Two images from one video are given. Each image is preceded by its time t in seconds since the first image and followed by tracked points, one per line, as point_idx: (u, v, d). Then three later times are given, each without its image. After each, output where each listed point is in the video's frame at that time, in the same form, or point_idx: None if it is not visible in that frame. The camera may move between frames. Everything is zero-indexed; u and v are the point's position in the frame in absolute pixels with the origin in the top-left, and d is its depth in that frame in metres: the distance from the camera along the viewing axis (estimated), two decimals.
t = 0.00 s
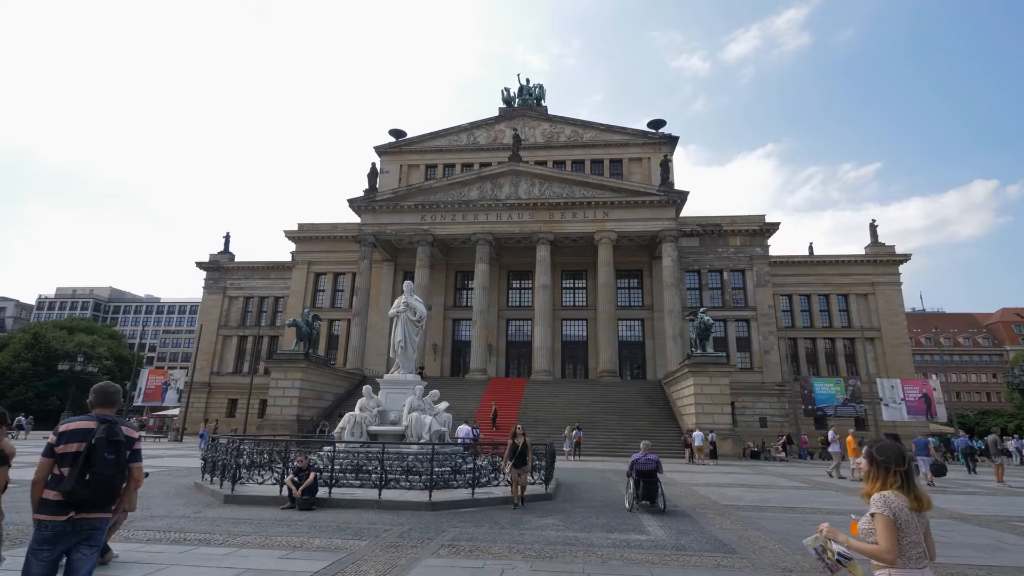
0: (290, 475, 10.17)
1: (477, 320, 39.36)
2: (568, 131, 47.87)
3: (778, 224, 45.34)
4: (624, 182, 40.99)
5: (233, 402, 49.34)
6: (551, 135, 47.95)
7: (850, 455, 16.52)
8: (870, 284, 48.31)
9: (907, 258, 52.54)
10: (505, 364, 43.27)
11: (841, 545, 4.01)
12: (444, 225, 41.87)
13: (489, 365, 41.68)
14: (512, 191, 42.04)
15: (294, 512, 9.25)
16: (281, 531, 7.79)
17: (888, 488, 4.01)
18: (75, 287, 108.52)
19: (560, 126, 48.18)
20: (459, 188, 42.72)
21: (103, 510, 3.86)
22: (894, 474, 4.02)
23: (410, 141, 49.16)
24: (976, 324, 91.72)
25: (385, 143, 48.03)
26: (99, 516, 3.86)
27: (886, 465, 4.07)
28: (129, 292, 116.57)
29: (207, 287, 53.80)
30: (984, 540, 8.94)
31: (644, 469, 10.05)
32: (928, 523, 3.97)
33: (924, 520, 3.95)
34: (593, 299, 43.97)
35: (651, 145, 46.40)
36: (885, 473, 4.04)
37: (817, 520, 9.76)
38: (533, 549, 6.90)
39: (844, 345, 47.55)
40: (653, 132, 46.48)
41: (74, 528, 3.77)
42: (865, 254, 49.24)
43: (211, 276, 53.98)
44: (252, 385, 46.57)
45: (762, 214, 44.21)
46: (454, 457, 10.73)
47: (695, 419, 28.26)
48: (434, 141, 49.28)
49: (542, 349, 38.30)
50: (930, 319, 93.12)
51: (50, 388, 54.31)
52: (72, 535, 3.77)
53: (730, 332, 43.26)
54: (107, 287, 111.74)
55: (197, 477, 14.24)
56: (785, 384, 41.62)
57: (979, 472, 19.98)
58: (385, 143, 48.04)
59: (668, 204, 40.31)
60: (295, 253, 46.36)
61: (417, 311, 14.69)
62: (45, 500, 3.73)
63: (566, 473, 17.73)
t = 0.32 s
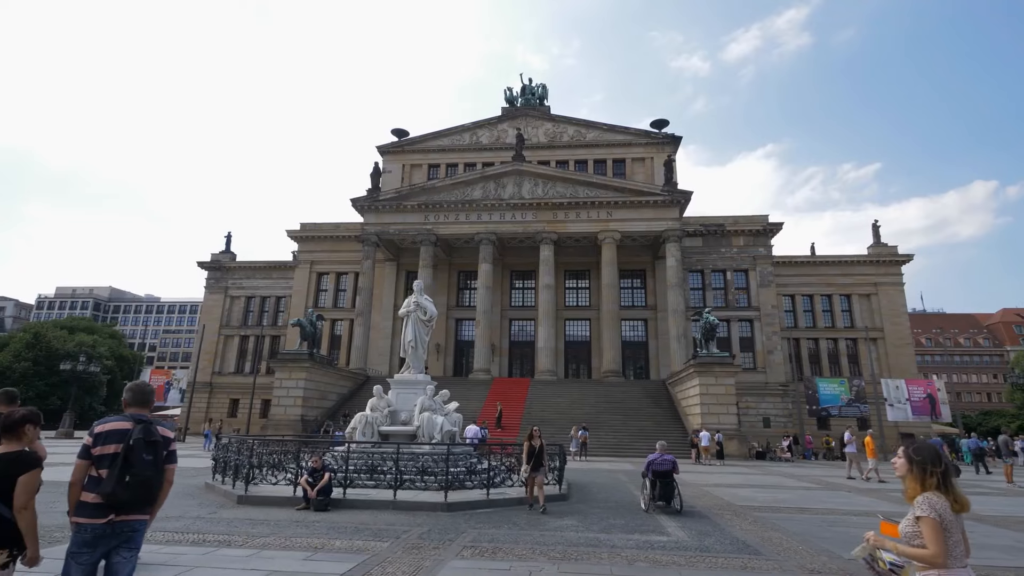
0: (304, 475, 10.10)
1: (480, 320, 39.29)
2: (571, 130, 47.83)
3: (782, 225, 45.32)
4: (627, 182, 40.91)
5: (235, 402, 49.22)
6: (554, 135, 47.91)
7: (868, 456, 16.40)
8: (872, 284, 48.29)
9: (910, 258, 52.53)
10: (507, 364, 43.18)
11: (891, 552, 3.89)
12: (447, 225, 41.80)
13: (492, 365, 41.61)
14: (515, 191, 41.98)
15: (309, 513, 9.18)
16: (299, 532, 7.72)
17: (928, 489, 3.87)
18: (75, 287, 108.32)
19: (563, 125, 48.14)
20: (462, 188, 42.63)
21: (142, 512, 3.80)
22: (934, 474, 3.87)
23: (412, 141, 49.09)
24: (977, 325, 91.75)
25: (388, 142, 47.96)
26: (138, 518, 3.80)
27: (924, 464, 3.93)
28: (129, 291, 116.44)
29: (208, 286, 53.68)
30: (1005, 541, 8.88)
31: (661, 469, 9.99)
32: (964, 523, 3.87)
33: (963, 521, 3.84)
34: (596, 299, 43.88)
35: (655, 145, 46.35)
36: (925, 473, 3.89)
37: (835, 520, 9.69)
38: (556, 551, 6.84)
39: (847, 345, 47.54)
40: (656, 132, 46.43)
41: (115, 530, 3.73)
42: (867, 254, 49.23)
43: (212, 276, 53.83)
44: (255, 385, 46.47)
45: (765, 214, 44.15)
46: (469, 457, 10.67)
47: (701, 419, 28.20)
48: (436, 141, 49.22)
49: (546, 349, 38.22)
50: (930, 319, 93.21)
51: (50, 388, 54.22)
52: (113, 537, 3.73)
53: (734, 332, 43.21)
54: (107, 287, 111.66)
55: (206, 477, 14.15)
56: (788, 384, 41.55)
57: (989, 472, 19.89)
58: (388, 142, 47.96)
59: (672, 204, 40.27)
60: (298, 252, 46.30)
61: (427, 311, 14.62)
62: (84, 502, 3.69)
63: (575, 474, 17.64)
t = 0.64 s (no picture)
0: (318, 476, 10.03)
1: (482, 319, 39.24)
2: (574, 130, 47.77)
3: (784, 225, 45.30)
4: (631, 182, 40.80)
5: (236, 401, 49.14)
6: (556, 134, 47.86)
7: (883, 457, 16.30)
8: (874, 284, 48.31)
9: (911, 258, 52.53)
10: (510, 364, 43.08)
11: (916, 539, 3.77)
12: (449, 225, 41.72)
13: (495, 365, 41.53)
14: (518, 190, 41.93)
15: (323, 514, 9.12)
16: (316, 534, 7.67)
17: (965, 490, 3.70)
18: (75, 287, 108.20)
19: (566, 125, 48.09)
20: (465, 188, 42.57)
21: (176, 515, 3.72)
22: (969, 474, 3.71)
23: (414, 140, 49.02)
24: (977, 325, 91.90)
25: (390, 142, 47.84)
26: (171, 521, 3.72)
27: (960, 464, 3.76)
28: (128, 291, 116.36)
29: (209, 286, 53.54)
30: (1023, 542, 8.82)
31: (676, 469, 9.93)
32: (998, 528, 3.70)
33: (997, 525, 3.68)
34: (599, 299, 43.82)
35: (657, 145, 46.31)
36: (961, 473, 3.73)
37: (851, 520, 9.64)
38: (579, 552, 6.79)
39: (849, 345, 47.54)
40: (659, 132, 46.39)
41: (150, 532, 3.65)
42: (869, 254, 49.22)
43: (213, 276, 53.70)
44: (257, 385, 46.40)
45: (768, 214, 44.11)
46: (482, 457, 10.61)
47: (705, 419, 28.17)
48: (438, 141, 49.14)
49: (548, 349, 38.13)
50: (930, 319, 93.28)
51: (51, 388, 54.06)
52: (147, 540, 3.65)
53: (736, 332, 43.19)
54: (107, 287, 111.59)
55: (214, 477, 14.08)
56: (791, 384, 41.54)
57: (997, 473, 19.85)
58: (390, 142, 47.84)
59: (675, 204, 40.25)
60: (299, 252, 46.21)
61: (437, 310, 14.54)
62: (117, 506, 3.60)
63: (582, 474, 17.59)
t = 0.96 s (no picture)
0: (333, 477, 9.94)
1: (486, 319, 39.19)
2: (576, 130, 47.74)
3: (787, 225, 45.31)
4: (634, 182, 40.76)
5: (238, 401, 49.06)
6: (559, 134, 47.81)
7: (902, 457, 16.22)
8: (877, 284, 48.35)
9: (913, 258, 52.58)
10: (512, 364, 43.03)
11: (949, 522, 3.64)
12: (452, 224, 41.68)
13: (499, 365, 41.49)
14: (521, 190, 41.86)
15: (339, 515, 9.04)
16: (337, 536, 7.60)
17: (1007, 490, 3.54)
18: (74, 286, 107.92)
19: (568, 125, 48.04)
20: (467, 187, 42.50)
21: (214, 519, 3.32)
22: (1010, 477, 3.53)
23: (416, 140, 48.93)
24: (977, 325, 92.06)
25: (392, 141, 47.75)
26: (209, 525, 3.32)
27: (998, 466, 3.58)
28: (128, 291, 116.26)
29: (211, 286, 53.41)
30: None
31: (694, 470, 9.91)
32: None
33: None
34: (601, 299, 43.77)
35: (660, 145, 46.30)
36: (1000, 474, 3.56)
37: (871, 522, 9.59)
38: (605, 555, 6.75)
39: (851, 345, 47.57)
40: (662, 132, 46.39)
41: (187, 538, 3.25)
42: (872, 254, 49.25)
43: (215, 275, 53.55)
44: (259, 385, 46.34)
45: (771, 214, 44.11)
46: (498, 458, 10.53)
47: (711, 420, 28.13)
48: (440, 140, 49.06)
49: (552, 349, 38.05)
50: (931, 319, 93.43)
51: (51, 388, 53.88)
52: (184, 547, 3.25)
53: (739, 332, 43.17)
54: (106, 286, 111.37)
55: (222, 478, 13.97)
56: (794, 384, 41.57)
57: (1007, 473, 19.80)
58: (392, 141, 47.75)
59: (679, 204, 40.18)
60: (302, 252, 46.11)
61: (448, 310, 14.48)
62: (152, 511, 3.24)
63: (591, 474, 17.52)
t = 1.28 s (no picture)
0: (349, 478, 9.87)
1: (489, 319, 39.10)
2: (579, 129, 47.69)
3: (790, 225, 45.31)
4: (637, 181, 40.70)
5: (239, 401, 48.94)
6: (561, 133, 47.77)
7: (924, 458, 16.21)
8: (878, 284, 48.40)
9: (915, 258, 52.65)
10: (515, 364, 42.97)
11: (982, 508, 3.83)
12: (454, 224, 41.61)
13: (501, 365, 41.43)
14: (524, 190, 41.81)
15: (356, 516, 8.97)
16: (358, 537, 7.53)
17: None
18: (72, 286, 107.51)
19: (571, 124, 48.01)
20: (470, 187, 42.40)
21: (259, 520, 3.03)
22: None
23: (418, 139, 48.85)
24: (976, 325, 92.18)
25: (394, 141, 47.65)
26: (254, 527, 3.03)
27: None
28: (126, 290, 115.94)
29: (211, 285, 53.23)
30: None
31: (712, 471, 9.84)
32: None
33: None
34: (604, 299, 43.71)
35: (662, 145, 46.31)
36: None
37: (891, 523, 9.55)
38: (632, 557, 6.71)
39: (853, 345, 47.58)
40: (664, 132, 46.40)
41: (234, 542, 2.96)
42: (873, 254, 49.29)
43: (215, 275, 53.35)
44: (261, 385, 46.23)
45: (773, 214, 44.12)
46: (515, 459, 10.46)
47: (716, 420, 28.10)
48: (442, 140, 48.96)
49: (555, 349, 37.98)
50: (931, 319, 93.53)
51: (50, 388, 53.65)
52: (233, 553, 2.97)
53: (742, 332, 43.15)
54: (105, 286, 111.16)
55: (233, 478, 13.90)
56: (797, 384, 41.56)
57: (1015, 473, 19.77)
58: (394, 141, 47.65)
59: (682, 204, 40.13)
60: (303, 251, 45.99)
61: (459, 310, 14.40)
62: (192, 515, 2.92)
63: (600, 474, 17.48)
